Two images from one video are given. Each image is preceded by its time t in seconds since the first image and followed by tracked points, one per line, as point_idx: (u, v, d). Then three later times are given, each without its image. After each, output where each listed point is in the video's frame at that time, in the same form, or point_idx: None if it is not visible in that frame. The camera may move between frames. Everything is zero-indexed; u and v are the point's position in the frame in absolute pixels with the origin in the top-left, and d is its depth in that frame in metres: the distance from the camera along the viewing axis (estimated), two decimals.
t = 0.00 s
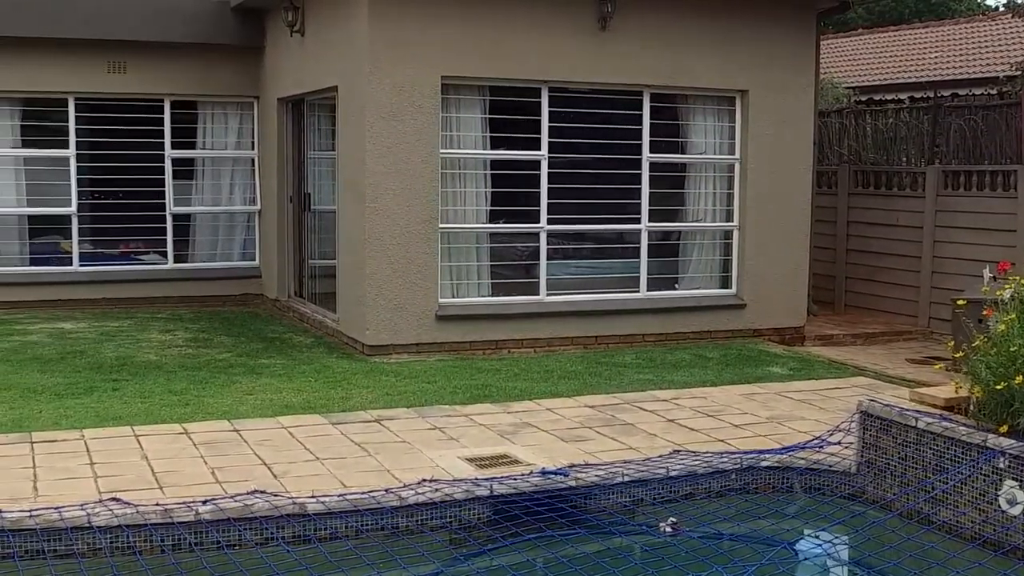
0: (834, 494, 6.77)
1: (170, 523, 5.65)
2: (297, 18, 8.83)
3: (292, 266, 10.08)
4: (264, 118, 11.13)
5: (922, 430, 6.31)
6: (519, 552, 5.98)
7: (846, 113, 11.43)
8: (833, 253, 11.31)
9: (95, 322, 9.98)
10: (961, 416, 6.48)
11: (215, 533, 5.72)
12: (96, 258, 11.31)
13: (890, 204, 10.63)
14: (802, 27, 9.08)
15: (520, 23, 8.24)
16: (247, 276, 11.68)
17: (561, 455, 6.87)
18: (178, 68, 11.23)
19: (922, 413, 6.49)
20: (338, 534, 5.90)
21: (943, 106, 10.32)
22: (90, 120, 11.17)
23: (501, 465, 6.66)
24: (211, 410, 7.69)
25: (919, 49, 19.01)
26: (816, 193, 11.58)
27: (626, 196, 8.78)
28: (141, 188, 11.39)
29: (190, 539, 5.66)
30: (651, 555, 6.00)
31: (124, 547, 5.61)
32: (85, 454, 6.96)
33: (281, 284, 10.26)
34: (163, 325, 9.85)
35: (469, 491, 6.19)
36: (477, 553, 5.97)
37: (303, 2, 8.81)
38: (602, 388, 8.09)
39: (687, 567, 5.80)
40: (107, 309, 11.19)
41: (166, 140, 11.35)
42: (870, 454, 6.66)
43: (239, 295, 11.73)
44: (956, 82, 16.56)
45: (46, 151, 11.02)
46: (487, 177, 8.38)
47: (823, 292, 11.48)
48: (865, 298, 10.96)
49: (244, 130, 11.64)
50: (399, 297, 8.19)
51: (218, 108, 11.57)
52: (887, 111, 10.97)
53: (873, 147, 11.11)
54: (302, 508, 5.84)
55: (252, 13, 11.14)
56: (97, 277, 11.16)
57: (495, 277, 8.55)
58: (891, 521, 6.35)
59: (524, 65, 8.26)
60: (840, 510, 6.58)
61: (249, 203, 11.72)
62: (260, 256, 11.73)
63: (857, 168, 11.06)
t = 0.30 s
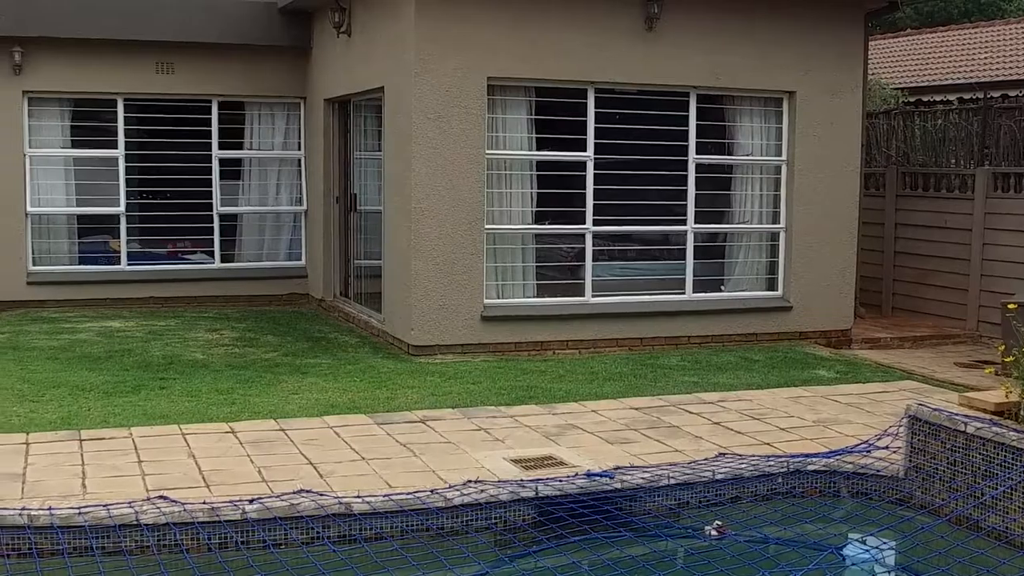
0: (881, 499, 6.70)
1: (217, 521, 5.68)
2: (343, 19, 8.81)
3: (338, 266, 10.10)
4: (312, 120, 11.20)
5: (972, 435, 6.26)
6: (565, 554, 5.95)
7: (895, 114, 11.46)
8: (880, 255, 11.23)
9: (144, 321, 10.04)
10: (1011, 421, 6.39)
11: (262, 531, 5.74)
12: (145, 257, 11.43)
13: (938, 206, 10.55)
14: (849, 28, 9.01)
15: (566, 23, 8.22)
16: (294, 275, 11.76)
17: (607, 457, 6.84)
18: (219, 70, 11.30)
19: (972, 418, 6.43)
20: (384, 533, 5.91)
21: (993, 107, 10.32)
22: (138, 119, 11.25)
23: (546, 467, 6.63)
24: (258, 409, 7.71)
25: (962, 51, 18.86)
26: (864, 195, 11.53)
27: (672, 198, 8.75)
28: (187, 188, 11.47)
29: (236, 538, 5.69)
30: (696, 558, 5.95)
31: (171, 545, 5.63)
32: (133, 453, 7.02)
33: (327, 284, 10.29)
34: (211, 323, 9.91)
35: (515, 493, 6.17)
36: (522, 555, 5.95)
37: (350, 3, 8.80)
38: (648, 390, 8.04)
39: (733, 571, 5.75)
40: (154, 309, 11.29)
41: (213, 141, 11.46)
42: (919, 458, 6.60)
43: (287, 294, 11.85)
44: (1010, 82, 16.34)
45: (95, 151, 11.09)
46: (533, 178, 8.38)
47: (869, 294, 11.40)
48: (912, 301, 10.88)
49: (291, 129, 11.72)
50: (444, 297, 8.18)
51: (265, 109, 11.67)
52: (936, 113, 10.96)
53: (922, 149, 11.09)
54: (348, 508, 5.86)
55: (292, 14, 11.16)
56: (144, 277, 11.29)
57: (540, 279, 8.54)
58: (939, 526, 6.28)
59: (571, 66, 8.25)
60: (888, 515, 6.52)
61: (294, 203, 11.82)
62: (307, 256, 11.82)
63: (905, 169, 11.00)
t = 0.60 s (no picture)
0: (931, 504, 6.63)
1: (264, 520, 5.74)
2: (391, 21, 8.83)
3: (386, 266, 10.12)
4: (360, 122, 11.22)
5: None
6: (613, 557, 5.90)
7: (946, 116, 11.40)
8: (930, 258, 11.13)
9: (194, 320, 10.12)
10: None
11: (310, 531, 5.77)
12: (193, 256, 11.53)
13: (990, 209, 10.43)
14: (898, 28, 8.93)
15: (614, 24, 8.19)
16: (341, 276, 11.79)
17: (655, 459, 6.79)
18: (261, 74, 11.37)
19: None
20: (432, 534, 5.93)
21: None
22: (188, 119, 11.33)
23: (594, 469, 6.59)
24: (306, 408, 7.72)
25: (1016, 52, 18.67)
26: (914, 198, 11.44)
27: (719, 200, 8.70)
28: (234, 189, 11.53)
29: (284, 537, 5.74)
30: (745, 563, 5.89)
31: (219, 543, 5.66)
32: (182, 451, 7.05)
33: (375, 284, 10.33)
34: (258, 323, 9.95)
35: (562, 494, 6.14)
36: (570, 557, 5.93)
37: (398, 5, 8.82)
38: (695, 393, 7.99)
39: None
40: (203, 308, 11.39)
41: (262, 141, 11.50)
42: (970, 464, 6.53)
43: (334, 294, 11.89)
44: None
45: (144, 152, 11.19)
46: (580, 180, 8.37)
47: (919, 297, 11.30)
48: (963, 305, 10.76)
49: (339, 131, 11.75)
50: (491, 297, 8.17)
51: (314, 110, 11.71)
52: (988, 115, 10.84)
53: (973, 151, 10.97)
54: (395, 509, 5.88)
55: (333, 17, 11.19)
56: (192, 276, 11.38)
57: (586, 281, 8.51)
58: (991, 534, 6.22)
59: (619, 66, 8.22)
60: (939, 521, 6.43)
61: (342, 203, 11.85)
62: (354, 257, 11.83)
63: (956, 172, 10.89)
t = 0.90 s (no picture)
0: (984, 511, 6.49)
1: (313, 520, 5.78)
2: (440, 21, 8.87)
3: (434, 267, 10.14)
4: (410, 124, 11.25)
5: None
6: (662, 560, 5.87)
7: (999, 117, 11.36)
8: (983, 261, 11.03)
9: (243, 319, 10.22)
10: None
11: (359, 531, 5.82)
12: (243, 256, 11.62)
13: None
14: (947, 28, 8.85)
15: (663, 25, 8.17)
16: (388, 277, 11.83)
17: (703, 462, 6.74)
18: (305, 76, 11.43)
19: None
20: (480, 535, 5.91)
21: None
22: (238, 119, 11.44)
23: (642, 471, 6.55)
24: (354, 408, 7.73)
25: None
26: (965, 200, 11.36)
27: (768, 202, 8.66)
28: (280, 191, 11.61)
29: (333, 536, 5.77)
30: (795, 567, 5.86)
31: (269, 542, 5.72)
32: (232, 450, 7.07)
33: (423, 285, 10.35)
34: (306, 323, 9.99)
35: (610, 497, 6.14)
36: (619, 560, 5.89)
37: (447, 5, 8.86)
38: (744, 396, 7.93)
39: None
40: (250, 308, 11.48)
41: (310, 142, 11.60)
42: None
43: (381, 294, 11.93)
44: None
45: (194, 153, 11.32)
46: (629, 181, 8.35)
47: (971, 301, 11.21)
48: (1015, 309, 10.65)
49: (387, 132, 11.82)
50: (539, 298, 8.15)
51: (361, 112, 11.76)
52: None
53: None
54: (443, 510, 5.89)
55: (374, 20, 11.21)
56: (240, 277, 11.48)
57: (635, 282, 8.49)
58: None
59: (669, 66, 8.20)
60: (992, 528, 6.29)
61: (390, 203, 11.90)
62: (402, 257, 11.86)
63: (1009, 174, 10.81)
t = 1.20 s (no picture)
0: None
1: (362, 519, 5.81)
2: (489, 22, 8.91)
3: (482, 268, 10.16)
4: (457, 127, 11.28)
5: None
6: (711, 564, 5.83)
7: None
8: None
9: (292, 318, 10.29)
10: None
11: (407, 531, 5.84)
12: (292, 256, 11.71)
13: None
14: (999, 28, 8.74)
15: (713, 25, 8.14)
16: (436, 277, 11.85)
17: (752, 465, 6.69)
18: (350, 77, 11.47)
19: None
20: (528, 537, 5.93)
21: None
22: (287, 121, 11.54)
23: (691, 474, 6.50)
24: (403, 409, 7.73)
25: None
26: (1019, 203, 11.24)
27: (816, 204, 8.63)
28: (326, 192, 11.69)
29: (382, 537, 5.80)
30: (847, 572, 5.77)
31: (317, 542, 5.79)
32: (281, 449, 7.09)
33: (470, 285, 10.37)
34: (355, 323, 10.02)
35: (660, 499, 6.10)
36: (668, 563, 5.85)
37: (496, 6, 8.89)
38: (794, 399, 7.86)
39: None
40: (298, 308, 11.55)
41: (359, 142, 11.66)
42: None
43: (429, 295, 11.93)
44: None
45: (243, 153, 11.44)
46: (678, 183, 8.35)
47: None
48: None
49: (435, 133, 11.83)
50: (587, 299, 8.14)
51: (410, 112, 11.79)
52: None
53: None
54: (492, 510, 5.89)
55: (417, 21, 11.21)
56: (288, 277, 11.58)
57: (683, 284, 8.49)
58: None
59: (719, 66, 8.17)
60: None
61: (439, 204, 11.90)
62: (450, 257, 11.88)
63: None
